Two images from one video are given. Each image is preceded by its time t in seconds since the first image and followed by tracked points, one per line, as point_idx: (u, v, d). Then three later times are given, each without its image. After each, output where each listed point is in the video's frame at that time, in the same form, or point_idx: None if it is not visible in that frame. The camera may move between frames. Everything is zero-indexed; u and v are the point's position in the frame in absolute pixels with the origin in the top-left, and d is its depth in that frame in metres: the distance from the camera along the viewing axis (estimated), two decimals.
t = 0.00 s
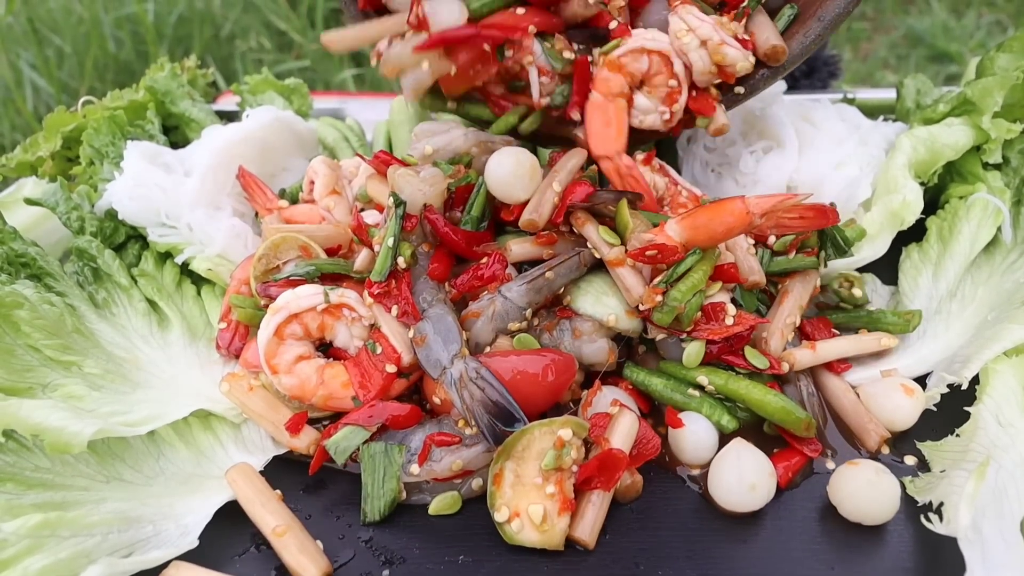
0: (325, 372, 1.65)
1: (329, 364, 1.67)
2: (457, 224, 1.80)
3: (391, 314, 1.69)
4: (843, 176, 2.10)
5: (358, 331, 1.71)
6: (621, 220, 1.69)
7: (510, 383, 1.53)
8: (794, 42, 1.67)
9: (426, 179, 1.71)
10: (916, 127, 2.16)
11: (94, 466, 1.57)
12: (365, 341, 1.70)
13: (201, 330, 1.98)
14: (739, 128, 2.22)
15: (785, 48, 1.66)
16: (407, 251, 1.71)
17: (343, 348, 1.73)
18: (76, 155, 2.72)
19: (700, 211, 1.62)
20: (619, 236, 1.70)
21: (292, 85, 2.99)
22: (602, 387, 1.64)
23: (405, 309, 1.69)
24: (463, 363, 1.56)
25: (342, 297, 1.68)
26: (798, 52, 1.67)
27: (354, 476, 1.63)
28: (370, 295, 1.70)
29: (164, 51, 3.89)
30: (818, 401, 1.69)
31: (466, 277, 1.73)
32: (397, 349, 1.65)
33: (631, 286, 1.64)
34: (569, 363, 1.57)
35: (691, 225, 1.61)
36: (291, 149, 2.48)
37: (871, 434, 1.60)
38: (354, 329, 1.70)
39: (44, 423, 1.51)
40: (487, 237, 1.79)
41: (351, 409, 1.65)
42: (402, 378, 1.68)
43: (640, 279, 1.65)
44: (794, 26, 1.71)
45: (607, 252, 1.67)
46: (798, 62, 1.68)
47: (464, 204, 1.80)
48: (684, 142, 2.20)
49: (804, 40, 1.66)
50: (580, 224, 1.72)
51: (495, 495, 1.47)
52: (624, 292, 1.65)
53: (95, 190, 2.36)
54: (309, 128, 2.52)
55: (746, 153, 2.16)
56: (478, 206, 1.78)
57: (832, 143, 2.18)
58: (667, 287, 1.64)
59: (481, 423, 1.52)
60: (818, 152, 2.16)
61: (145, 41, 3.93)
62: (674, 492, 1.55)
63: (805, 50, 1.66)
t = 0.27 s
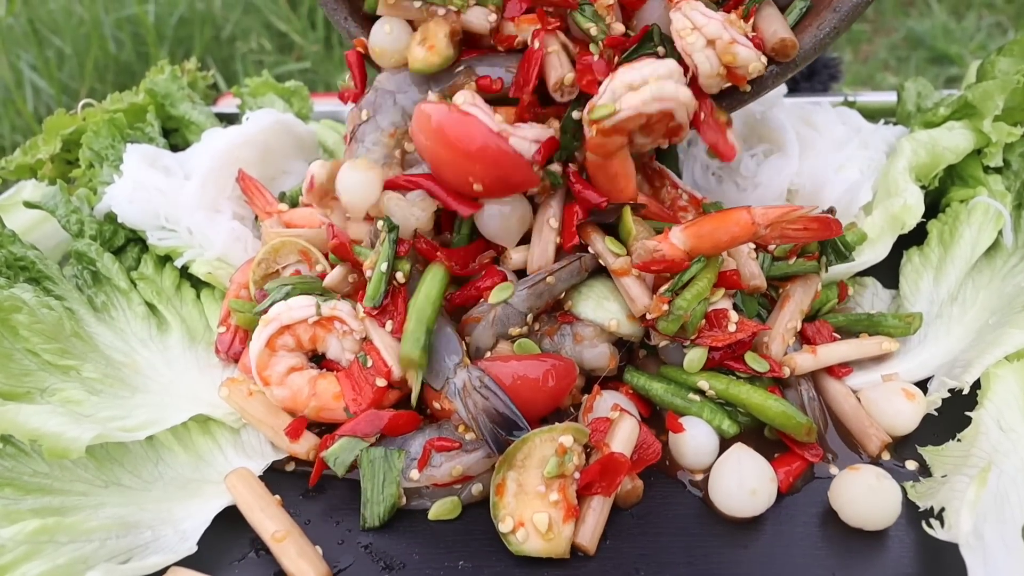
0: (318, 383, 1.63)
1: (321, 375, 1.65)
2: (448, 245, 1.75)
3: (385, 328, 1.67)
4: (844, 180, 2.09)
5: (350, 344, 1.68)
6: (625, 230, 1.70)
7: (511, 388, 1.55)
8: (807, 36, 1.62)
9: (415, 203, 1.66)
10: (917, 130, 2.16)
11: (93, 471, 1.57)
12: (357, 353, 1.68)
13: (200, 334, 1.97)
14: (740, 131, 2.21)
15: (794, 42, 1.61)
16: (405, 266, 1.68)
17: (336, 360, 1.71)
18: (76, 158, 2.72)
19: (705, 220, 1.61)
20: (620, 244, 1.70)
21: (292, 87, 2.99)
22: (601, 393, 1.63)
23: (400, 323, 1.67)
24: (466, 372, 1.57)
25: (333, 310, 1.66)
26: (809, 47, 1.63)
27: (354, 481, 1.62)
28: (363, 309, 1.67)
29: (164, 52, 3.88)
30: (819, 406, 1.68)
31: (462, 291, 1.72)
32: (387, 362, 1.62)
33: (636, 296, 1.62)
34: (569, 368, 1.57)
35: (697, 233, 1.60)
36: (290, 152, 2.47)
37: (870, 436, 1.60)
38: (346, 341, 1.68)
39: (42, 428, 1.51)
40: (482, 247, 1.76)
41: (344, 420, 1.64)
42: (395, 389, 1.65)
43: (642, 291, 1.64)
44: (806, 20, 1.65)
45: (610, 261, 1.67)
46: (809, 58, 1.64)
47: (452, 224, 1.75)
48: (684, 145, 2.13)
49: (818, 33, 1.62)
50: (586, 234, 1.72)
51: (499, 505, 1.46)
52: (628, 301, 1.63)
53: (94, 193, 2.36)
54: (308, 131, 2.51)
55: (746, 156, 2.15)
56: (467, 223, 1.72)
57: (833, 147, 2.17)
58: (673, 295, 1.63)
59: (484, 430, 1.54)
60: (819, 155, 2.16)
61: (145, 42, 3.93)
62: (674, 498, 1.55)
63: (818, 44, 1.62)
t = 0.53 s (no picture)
0: (315, 390, 1.62)
1: (318, 381, 1.64)
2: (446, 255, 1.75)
3: (382, 336, 1.66)
4: (845, 182, 2.09)
5: (347, 350, 1.67)
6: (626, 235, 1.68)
7: (511, 392, 1.53)
8: (793, 59, 1.51)
9: (404, 216, 1.66)
10: (918, 133, 2.15)
11: (93, 473, 1.57)
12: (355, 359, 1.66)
13: (200, 336, 1.97)
14: (740, 133, 2.21)
15: (780, 67, 1.50)
16: (402, 276, 1.68)
17: (332, 366, 1.69)
18: (76, 159, 2.71)
19: (711, 231, 1.56)
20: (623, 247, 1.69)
21: (293, 89, 2.99)
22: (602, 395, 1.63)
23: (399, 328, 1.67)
24: (468, 377, 1.55)
25: (329, 316, 1.65)
26: (794, 71, 1.51)
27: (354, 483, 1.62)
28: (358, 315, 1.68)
29: (165, 54, 3.88)
30: (820, 409, 1.68)
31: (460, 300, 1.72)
32: (384, 369, 1.62)
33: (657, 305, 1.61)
34: (569, 372, 1.56)
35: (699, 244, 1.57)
36: (290, 154, 2.46)
37: (869, 438, 1.60)
38: (342, 348, 1.66)
39: (41, 431, 1.51)
40: (480, 253, 1.75)
41: (341, 426, 1.63)
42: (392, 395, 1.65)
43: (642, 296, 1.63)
44: (794, 43, 1.55)
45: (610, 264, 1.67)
46: (795, 83, 1.53)
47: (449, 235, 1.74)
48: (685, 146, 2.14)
49: (804, 57, 1.50)
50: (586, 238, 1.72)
51: (500, 510, 1.45)
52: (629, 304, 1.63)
53: (95, 195, 2.36)
54: (309, 133, 2.50)
55: (747, 158, 2.13)
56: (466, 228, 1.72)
57: (834, 148, 2.17)
58: (676, 299, 1.63)
59: (486, 434, 1.52)
60: (821, 156, 2.15)
61: (145, 43, 3.93)
62: (675, 500, 1.54)
63: (804, 68, 1.50)
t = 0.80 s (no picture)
0: (314, 394, 1.61)
1: (316, 386, 1.63)
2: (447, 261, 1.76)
3: (382, 341, 1.64)
4: (846, 183, 2.09)
5: (345, 355, 1.66)
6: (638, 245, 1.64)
7: (512, 396, 1.53)
8: (801, 84, 1.56)
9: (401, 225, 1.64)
10: (919, 134, 2.15)
11: (92, 475, 1.56)
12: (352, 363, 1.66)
13: (199, 338, 1.96)
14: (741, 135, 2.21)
15: (787, 98, 1.54)
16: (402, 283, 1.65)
17: (332, 370, 1.68)
18: (75, 161, 2.71)
19: (725, 253, 1.54)
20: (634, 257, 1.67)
21: (292, 90, 2.99)
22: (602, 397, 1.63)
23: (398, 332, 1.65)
24: (469, 382, 1.55)
25: (328, 320, 1.63)
26: (804, 96, 1.56)
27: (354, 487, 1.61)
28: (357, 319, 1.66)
29: (163, 54, 3.87)
30: (821, 412, 1.68)
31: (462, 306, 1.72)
32: (382, 375, 1.61)
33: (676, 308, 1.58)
34: (571, 377, 1.57)
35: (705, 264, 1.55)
36: (289, 155, 2.46)
37: (871, 442, 1.59)
38: (341, 352, 1.66)
39: (41, 433, 1.50)
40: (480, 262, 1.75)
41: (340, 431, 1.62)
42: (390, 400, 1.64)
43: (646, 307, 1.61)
44: (805, 64, 1.59)
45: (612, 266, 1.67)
46: (804, 106, 1.58)
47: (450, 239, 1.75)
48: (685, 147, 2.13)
49: (813, 81, 1.55)
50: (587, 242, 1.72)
51: (502, 516, 1.44)
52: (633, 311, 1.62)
53: (94, 196, 2.35)
54: (308, 134, 2.50)
55: (747, 159, 2.12)
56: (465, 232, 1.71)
57: (834, 149, 2.17)
58: (693, 314, 1.61)
59: (487, 439, 1.52)
60: (822, 157, 2.14)
61: (143, 44, 3.92)
62: (677, 503, 1.54)
63: (812, 92, 1.55)
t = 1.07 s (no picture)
0: (307, 410, 1.59)
1: (309, 402, 1.61)
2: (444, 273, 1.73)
3: (377, 358, 1.62)
4: (849, 192, 2.06)
5: (339, 370, 1.63)
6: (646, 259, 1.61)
7: (511, 412, 1.52)
8: (813, 93, 1.62)
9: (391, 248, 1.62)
10: (922, 142, 2.13)
11: (82, 492, 1.53)
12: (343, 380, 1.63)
13: (192, 348, 1.93)
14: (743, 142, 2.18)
15: (798, 110, 1.59)
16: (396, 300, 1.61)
17: (325, 386, 1.65)
18: (68, 166, 2.67)
19: (732, 269, 1.50)
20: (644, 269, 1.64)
21: (287, 94, 2.95)
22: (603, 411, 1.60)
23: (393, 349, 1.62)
24: (467, 401, 1.52)
25: (321, 335, 1.61)
26: (815, 105, 1.62)
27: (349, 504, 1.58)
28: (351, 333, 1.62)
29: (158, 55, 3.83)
30: (825, 425, 1.65)
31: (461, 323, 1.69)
32: (376, 393, 1.57)
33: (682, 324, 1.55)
34: (571, 394, 1.54)
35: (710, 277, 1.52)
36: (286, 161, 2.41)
37: (878, 459, 1.56)
38: (334, 367, 1.62)
39: (29, 451, 1.47)
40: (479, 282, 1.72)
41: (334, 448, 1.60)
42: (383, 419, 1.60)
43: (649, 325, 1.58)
44: (815, 73, 1.64)
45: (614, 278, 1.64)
46: (814, 116, 1.64)
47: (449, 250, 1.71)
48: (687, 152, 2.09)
49: (824, 90, 1.61)
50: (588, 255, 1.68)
51: (503, 538, 1.41)
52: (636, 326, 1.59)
53: (86, 203, 2.32)
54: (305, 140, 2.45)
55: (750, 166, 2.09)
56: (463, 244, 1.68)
57: (836, 157, 2.15)
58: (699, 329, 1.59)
59: (486, 458, 1.49)
60: (824, 165, 2.12)
61: (138, 44, 3.88)
62: (680, 521, 1.51)
63: (823, 101, 1.62)
